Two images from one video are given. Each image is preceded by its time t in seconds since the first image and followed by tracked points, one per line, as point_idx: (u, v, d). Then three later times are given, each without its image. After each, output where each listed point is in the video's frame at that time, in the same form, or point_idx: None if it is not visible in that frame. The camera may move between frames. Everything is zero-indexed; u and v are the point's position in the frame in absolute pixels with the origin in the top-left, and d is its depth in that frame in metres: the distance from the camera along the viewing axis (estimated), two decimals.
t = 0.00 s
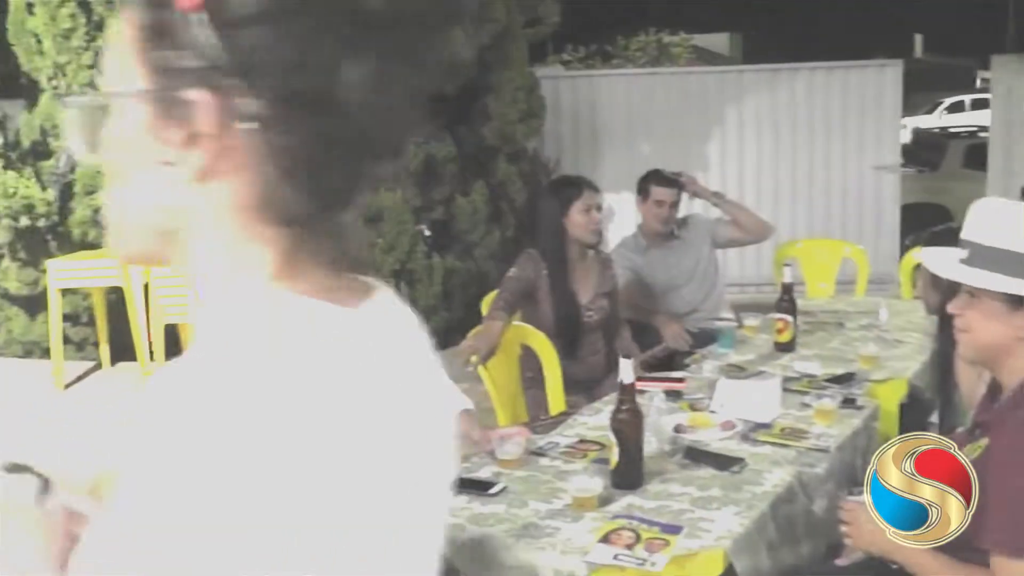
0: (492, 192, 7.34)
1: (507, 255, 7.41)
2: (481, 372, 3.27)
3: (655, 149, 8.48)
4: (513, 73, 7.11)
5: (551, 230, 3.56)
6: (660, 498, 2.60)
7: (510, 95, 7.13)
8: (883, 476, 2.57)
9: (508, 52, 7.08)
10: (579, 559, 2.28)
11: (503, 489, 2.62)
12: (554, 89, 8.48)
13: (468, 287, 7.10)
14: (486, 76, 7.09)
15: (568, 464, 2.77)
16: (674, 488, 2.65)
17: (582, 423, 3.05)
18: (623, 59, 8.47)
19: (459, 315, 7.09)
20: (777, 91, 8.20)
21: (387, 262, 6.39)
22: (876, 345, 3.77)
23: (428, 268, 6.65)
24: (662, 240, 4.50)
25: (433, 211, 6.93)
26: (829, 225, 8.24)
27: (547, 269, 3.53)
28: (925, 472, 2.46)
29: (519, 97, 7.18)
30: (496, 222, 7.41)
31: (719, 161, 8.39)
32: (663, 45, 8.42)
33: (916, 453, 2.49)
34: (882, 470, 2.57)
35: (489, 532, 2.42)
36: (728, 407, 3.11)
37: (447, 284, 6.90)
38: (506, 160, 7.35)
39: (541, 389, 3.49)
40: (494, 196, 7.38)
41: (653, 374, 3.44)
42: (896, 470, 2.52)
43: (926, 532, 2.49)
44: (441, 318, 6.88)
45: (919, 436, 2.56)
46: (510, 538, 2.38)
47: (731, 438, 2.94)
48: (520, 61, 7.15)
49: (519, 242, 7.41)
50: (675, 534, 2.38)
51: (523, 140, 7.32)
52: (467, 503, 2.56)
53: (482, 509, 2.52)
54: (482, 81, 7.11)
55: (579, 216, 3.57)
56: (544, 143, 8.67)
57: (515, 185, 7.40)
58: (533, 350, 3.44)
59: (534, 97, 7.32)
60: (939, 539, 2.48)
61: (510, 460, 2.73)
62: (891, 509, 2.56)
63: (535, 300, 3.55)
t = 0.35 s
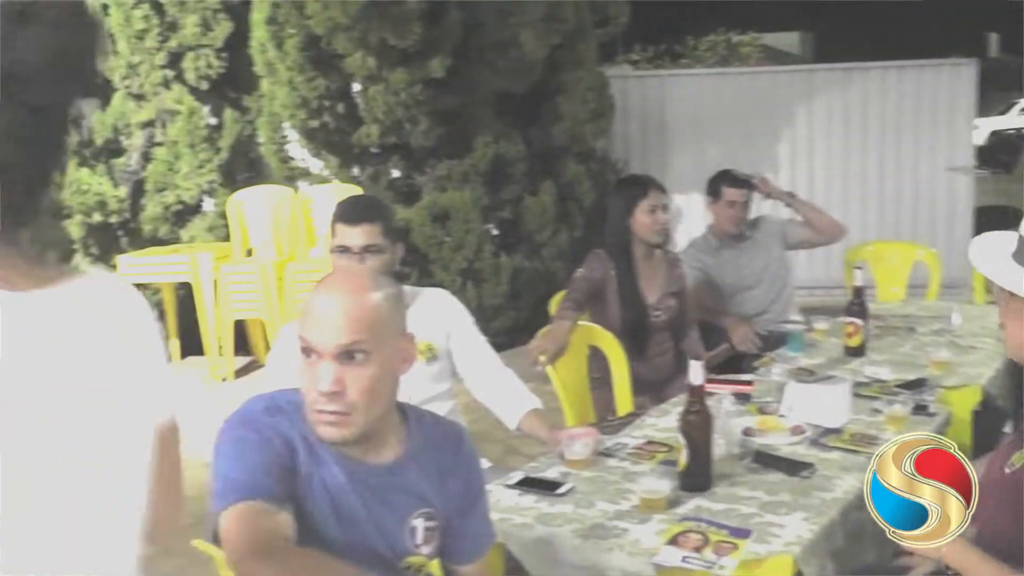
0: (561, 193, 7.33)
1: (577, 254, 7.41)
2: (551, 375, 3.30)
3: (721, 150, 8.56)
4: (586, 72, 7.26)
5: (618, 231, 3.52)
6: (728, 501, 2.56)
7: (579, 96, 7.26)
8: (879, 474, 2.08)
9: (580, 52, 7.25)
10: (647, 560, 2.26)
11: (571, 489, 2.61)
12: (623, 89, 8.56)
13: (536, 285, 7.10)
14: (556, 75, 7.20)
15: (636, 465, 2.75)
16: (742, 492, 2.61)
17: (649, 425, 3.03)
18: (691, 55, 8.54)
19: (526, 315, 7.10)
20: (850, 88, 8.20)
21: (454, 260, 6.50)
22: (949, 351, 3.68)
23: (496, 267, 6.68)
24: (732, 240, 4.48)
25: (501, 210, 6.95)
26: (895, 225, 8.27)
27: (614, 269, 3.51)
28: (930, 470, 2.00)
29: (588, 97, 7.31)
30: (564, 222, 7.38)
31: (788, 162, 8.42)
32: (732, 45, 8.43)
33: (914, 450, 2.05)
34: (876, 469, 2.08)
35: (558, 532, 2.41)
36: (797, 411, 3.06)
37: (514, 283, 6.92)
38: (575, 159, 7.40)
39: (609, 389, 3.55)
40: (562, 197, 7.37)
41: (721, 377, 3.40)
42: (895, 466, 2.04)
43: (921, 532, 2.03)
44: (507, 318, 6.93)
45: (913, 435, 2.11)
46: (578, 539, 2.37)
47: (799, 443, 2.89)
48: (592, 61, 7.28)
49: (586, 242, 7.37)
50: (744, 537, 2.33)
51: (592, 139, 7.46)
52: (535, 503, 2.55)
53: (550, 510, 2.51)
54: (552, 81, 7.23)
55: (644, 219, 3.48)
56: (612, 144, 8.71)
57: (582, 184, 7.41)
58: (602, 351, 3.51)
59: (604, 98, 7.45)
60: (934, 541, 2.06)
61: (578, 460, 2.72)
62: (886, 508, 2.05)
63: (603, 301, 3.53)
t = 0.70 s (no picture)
0: (623, 193, 7.20)
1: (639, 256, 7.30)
2: (611, 374, 3.22)
3: (788, 151, 8.28)
4: (649, 72, 7.03)
5: (676, 235, 3.52)
6: (791, 506, 2.51)
7: (641, 94, 7.03)
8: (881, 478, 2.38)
9: (643, 51, 7.03)
10: (707, 564, 2.22)
11: (633, 490, 2.59)
12: (687, 89, 8.39)
13: (598, 286, 7.04)
14: (620, 75, 7.04)
15: (698, 468, 2.72)
16: (805, 497, 2.55)
17: (711, 427, 2.99)
18: (756, 57, 8.49)
19: (587, 315, 7.05)
20: (918, 91, 7.92)
21: (515, 259, 6.53)
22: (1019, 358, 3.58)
23: (557, 267, 6.67)
24: (796, 242, 4.44)
25: (563, 210, 6.94)
26: (964, 228, 8.04)
27: (673, 271, 3.51)
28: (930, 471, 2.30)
29: (652, 96, 7.07)
30: (625, 222, 7.24)
31: (853, 163, 8.14)
32: (796, 44, 8.50)
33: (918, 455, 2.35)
34: (879, 471, 2.41)
35: (618, 533, 2.39)
36: (860, 416, 3.00)
37: (575, 284, 6.90)
38: (637, 159, 7.21)
39: (671, 390, 3.48)
40: (625, 195, 7.21)
41: (783, 381, 3.36)
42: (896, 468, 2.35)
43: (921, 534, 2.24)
44: (567, 318, 6.91)
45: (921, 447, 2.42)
46: (639, 540, 2.35)
47: (863, 449, 2.83)
48: (655, 59, 7.07)
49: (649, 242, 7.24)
50: (806, 544, 2.28)
51: (656, 140, 7.17)
52: (595, 504, 2.53)
53: (611, 511, 2.49)
54: (616, 80, 7.07)
55: (700, 219, 3.49)
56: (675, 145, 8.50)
57: (645, 185, 7.22)
58: (662, 352, 3.46)
59: (668, 97, 7.15)
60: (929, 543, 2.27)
61: (640, 462, 2.70)
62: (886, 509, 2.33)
63: (662, 302, 3.53)
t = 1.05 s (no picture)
0: (667, 193, 7.17)
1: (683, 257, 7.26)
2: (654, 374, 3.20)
3: (833, 150, 8.26)
4: (693, 72, 6.98)
5: (736, 235, 3.45)
6: (836, 509, 2.49)
7: (686, 94, 6.99)
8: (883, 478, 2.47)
9: (688, 51, 6.99)
10: (750, 566, 2.20)
11: (676, 490, 2.58)
12: (731, 89, 8.44)
13: (640, 286, 7.01)
14: (665, 74, 7.01)
15: (741, 469, 2.71)
16: (849, 500, 2.53)
17: (755, 428, 2.97)
18: (801, 55, 8.55)
19: (630, 315, 7.02)
20: (965, 90, 7.82)
21: (558, 259, 6.51)
22: None
23: (600, 267, 6.67)
24: (842, 243, 4.40)
25: (606, 210, 6.90)
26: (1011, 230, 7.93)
27: (720, 271, 3.48)
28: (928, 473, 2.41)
29: (696, 96, 7.03)
30: (669, 222, 7.21)
31: (899, 162, 8.07)
32: (841, 42, 8.45)
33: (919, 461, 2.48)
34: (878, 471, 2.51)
35: (661, 533, 2.38)
36: (906, 420, 2.94)
37: (618, 284, 6.88)
38: (681, 159, 7.18)
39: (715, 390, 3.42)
40: (669, 195, 7.19)
41: (827, 382, 3.33)
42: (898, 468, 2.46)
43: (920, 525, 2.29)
44: (610, 318, 6.88)
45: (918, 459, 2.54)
46: (681, 540, 2.33)
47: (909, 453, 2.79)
48: (700, 59, 7.04)
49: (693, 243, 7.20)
50: (851, 548, 2.26)
51: (700, 140, 7.16)
52: (638, 503, 2.53)
53: (653, 511, 2.49)
54: (660, 79, 7.04)
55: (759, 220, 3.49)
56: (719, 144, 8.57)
57: (689, 184, 7.22)
58: (708, 354, 3.38)
59: (713, 97, 7.11)
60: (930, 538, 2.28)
61: (683, 462, 2.69)
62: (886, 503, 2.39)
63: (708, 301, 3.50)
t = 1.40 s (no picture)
0: (696, 192, 7.12)
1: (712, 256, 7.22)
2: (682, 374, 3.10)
3: (864, 150, 8.14)
4: (723, 70, 6.94)
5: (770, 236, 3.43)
6: (866, 511, 2.46)
7: (716, 93, 6.95)
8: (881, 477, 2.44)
9: (718, 50, 6.95)
10: (780, 568, 2.19)
11: (705, 490, 2.57)
12: (761, 88, 8.35)
13: (669, 284, 6.98)
14: (695, 72, 6.99)
15: (771, 470, 2.69)
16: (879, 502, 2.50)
17: (785, 429, 2.96)
18: (832, 53, 8.49)
19: (659, 314, 6.99)
20: (998, 90, 7.72)
21: (588, 258, 6.50)
22: None
23: (630, 266, 6.66)
24: (873, 242, 4.37)
25: (636, 209, 6.90)
26: None
27: (752, 271, 3.46)
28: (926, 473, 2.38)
29: (726, 95, 6.98)
30: (699, 221, 7.16)
31: (931, 162, 7.97)
32: (872, 41, 8.45)
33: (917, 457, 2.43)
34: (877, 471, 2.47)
35: (690, 534, 2.37)
36: (937, 420, 2.93)
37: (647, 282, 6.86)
38: (711, 158, 7.13)
39: (745, 391, 3.38)
40: (698, 194, 7.14)
41: (857, 384, 3.31)
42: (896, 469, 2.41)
43: (921, 531, 2.28)
44: (639, 317, 6.85)
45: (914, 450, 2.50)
46: (711, 541, 2.32)
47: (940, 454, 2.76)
48: (730, 57, 6.98)
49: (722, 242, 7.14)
50: (881, 550, 2.24)
51: (730, 138, 7.09)
52: (667, 503, 2.52)
53: (683, 511, 2.48)
54: (691, 78, 7.03)
55: (793, 221, 3.46)
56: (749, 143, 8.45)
57: (719, 183, 7.14)
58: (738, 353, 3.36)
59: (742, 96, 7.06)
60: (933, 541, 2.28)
61: (713, 462, 2.68)
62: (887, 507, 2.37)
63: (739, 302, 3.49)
